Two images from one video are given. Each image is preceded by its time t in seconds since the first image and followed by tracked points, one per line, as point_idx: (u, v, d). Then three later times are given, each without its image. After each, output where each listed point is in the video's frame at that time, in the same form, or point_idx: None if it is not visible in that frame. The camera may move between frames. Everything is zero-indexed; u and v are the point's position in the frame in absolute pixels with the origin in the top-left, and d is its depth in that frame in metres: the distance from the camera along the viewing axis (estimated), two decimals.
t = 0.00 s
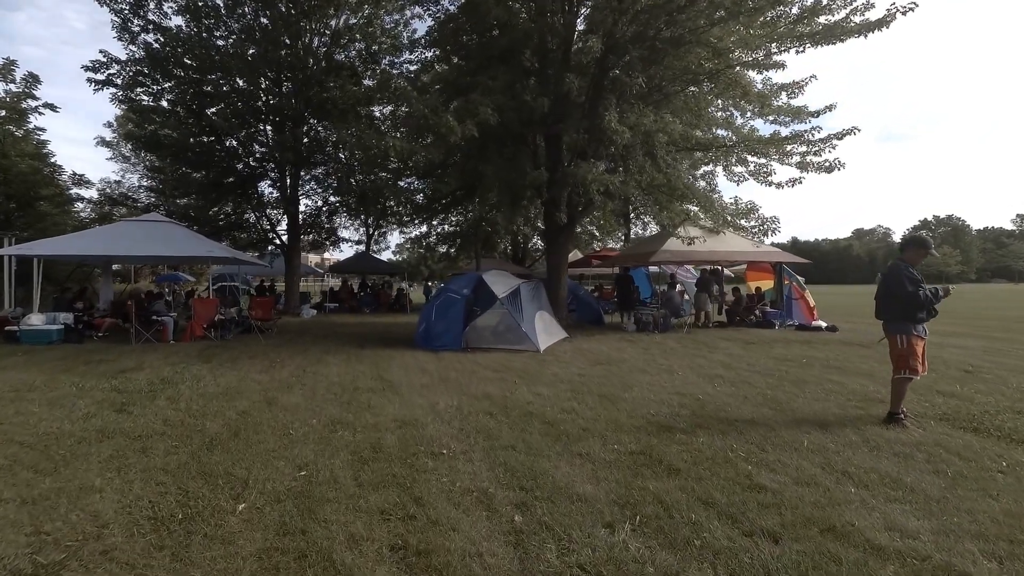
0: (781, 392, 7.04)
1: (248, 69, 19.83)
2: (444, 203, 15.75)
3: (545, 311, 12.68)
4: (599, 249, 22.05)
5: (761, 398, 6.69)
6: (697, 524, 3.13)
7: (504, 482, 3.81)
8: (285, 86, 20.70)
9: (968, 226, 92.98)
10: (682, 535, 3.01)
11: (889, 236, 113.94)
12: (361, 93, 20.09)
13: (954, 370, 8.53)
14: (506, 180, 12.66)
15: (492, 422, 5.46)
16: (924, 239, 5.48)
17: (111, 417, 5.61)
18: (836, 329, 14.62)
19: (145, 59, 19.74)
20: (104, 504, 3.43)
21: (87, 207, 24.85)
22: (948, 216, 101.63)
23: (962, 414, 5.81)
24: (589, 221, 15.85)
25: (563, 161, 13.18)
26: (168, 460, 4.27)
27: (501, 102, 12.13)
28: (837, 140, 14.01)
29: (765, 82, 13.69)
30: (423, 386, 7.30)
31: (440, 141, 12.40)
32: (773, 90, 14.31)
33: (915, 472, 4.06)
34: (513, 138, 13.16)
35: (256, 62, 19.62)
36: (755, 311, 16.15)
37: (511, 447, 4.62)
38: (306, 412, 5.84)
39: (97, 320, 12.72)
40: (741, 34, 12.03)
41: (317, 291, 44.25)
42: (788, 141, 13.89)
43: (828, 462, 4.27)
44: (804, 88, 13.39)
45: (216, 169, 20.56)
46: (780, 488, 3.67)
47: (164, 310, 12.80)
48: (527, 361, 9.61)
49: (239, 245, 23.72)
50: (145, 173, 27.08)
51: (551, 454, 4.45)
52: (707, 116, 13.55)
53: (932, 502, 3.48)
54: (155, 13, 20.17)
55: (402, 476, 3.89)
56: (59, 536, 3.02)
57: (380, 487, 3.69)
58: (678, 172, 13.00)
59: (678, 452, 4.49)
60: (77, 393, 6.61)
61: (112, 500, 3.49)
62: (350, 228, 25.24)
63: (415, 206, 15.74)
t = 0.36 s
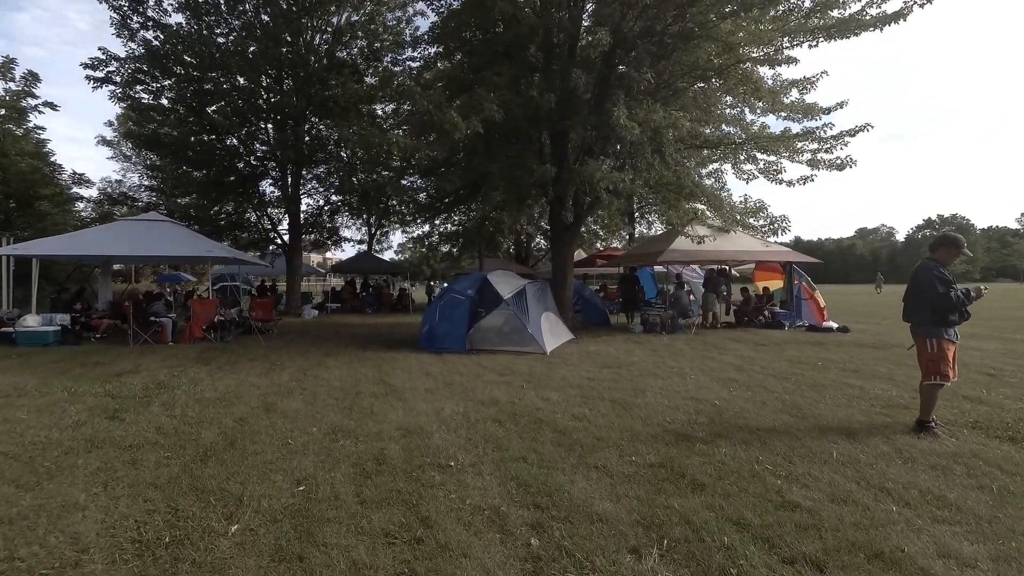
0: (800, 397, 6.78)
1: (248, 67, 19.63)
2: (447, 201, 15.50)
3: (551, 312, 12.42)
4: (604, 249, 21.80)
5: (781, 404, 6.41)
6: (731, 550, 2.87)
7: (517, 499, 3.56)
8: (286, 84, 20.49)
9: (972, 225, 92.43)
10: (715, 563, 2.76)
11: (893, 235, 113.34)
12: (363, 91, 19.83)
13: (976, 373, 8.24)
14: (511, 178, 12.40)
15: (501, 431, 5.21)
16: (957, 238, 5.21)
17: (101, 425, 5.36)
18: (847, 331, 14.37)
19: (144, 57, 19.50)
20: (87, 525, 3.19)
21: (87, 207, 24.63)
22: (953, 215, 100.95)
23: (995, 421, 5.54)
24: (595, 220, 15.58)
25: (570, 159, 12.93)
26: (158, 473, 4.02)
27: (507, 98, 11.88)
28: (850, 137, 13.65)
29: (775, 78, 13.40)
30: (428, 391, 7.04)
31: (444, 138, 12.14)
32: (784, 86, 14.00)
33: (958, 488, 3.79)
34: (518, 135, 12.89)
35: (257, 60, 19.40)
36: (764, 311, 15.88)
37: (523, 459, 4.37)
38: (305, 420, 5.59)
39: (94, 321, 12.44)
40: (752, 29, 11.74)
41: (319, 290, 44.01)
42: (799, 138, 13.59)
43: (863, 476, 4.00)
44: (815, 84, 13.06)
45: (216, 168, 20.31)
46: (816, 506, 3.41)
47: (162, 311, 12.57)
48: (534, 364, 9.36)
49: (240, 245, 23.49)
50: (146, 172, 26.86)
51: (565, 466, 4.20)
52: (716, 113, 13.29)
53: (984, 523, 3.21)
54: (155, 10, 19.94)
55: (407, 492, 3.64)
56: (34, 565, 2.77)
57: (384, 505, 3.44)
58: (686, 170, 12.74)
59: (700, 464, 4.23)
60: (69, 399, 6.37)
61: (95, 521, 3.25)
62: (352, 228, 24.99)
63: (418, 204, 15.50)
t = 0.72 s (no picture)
0: (823, 402, 6.49)
1: (249, 64, 19.37)
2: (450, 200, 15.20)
3: (558, 312, 12.14)
4: (609, 248, 21.50)
5: (805, 410, 6.12)
6: None
7: (537, 519, 3.29)
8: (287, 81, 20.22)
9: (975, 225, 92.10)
10: None
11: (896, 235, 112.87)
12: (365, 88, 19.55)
13: (1003, 377, 7.95)
14: (518, 175, 12.11)
15: (512, 439, 4.93)
16: (997, 236, 4.87)
17: (92, 433, 5.08)
18: (859, 332, 14.08)
19: (143, 53, 19.22)
20: (68, 549, 2.91)
21: (85, 205, 24.36)
22: (956, 215, 100.59)
23: None
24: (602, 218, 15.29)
25: (577, 156, 12.64)
26: (149, 488, 3.74)
27: (513, 93, 11.59)
28: (864, 134, 13.31)
29: (787, 74, 13.07)
30: (435, 396, 6.75)
31: (449, 134, 11.85)
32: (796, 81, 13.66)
33: (1014, 505, 3.51)
34: (525, 131, 12.60)
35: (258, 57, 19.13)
36: (774, 312, 15.59)
37: (540, 471, 4.09)
38: (307, 428, 5.31)
39: (91, 321, 12.13)
40: (765, 23, 11.44)
41: (319, 290, 43.74)
42: (811, 135, 13.26)
43: (909, 490, 3.72)
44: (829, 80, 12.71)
45: (217, 166, 20.04)
46: (866, 527, 3.13)
47: (161, 312, 12.28)
48: (542, 366, 9.08)
49: (240, 244, 23.22)
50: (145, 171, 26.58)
51: (587, 480, 3.92)
52: (727, 109, 12.99)
53: None
54: (154, 6, 19.65)
55: (418, 510, 3.37)
56: None
57: (393, 525, 3.18)
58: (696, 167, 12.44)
59: (731, 477, 3.96)
60: (59, 404, 6.08)
61: (78, 544, 2.97)
62: (354, 227, 24.71)
63: (421, 203, 15.21)
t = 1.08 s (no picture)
0: (845, 407, 6.22)
1: (249, 61, 19.13)
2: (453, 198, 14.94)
3: (564, 313, 11.88)
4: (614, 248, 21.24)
5: (827, 415, 5.84)
6: None
7: (554, 537, 3.04)
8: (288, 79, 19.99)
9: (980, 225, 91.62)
10: None
11: (899, 235, 112.29)
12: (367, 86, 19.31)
13: None
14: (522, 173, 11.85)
15: (522, 447, 4.67)
16: None
17: (80, 440, 4.82)
18: (870, 332, 13.80)
19: (143, 51, 19.00)
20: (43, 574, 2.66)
21: (85, 205, 24.14)
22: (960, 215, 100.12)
23: None
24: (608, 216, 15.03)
25: (582, 154, 12.38)
26: (135, 502, 3.49)
27: (518, 88, 11.33)
28: (876, 130, 13.02)
29: (797, 69, 12.79)
30: (439, 400, 6.49)
31: (452, 131, 11.59)
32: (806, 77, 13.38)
33: None
34: (530, 128, 12.34)
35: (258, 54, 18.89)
36: (782, 312, 15.31)
37: (554, 483, 3.83)
38: (307, 434, 5.06)
39: (88, 322, 11.90)
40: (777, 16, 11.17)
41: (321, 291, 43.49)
42: (822, 131, 12.98)
43: (955, 505, 3.44)
44: (841, 75, 12.42)
45: (217, 165, 19.79)
46: (915, 548, 2.87)
47: (158, 312, 12.05)
48: (549, 368, 8.82)
49: (241, 244, 22.98)
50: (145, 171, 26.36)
51: (604, 493, 3.65)
52: (736, 106, 12.71)
53: None
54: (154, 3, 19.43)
55: (425, 529, 3.12)
56: None
57: (398, 545, 2.94)
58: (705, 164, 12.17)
59: (759, 490, 3.69)
60: (48, 409, 5.83)
61: (54, 568, 2.72)
62: (355, 227, 24.46)
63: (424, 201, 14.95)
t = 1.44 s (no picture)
0: (869, 413, 5.87)
1: (249, 58, 18.82)
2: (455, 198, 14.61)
3: (569, 313, 11.54)
4: (618, 247, 20.87)
5: (850, 422, 5.50)
6: None
7: (566, 568, 2.72)
8: (288, 77, 19.70)
9: (985, 224, 90.90)
10: None
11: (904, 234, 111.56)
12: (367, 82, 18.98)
13: None
14: (526, 169, 11.56)
15: (528, 458, 4.34)
16: None
17: (55, 451, 4.51)
18: (883, 333, 13.45)
19: (140, 48, 18.71)
20: None
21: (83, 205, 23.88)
22: (964, 215, 99.45)
23: None
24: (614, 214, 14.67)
25: (589, 149, 12.05)
26: (103, 524, 3.17)
27: (522, 81, 10.98)
28: (889, 124, 12.64)
29: (808, 61, 12.42)
30: (440, 405, 6.17)
31: (454, 125, 11.26)
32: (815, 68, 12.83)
33: None
34: (533, 123, 12.01)
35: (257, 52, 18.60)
36: (792, 312, 14.95)
37: (562, 502, 3.50)
38: (298, 444, 4.74)
39: (81, 323, 11.62)
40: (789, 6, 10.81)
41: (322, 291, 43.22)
42: (834, 126, 12.60)
43: (1009, 527, 3.11)
44: (853, 67, 12.05)
45: (215, 163, 19.49)
46: None
47: (153, 313, 11.75)
48: (554, 371, 8.50)
49: (241, 244, 22.72)
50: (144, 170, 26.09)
51: (619, 512, 3.32)
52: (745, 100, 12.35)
53: None
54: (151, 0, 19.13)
55: (420, 557, 2.80)
56: None
57: None
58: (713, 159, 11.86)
59: (791, 509, 3.35)
60: (27, 416, 5.51)
61: None
62: (356, 226, 24.15)
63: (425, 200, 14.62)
